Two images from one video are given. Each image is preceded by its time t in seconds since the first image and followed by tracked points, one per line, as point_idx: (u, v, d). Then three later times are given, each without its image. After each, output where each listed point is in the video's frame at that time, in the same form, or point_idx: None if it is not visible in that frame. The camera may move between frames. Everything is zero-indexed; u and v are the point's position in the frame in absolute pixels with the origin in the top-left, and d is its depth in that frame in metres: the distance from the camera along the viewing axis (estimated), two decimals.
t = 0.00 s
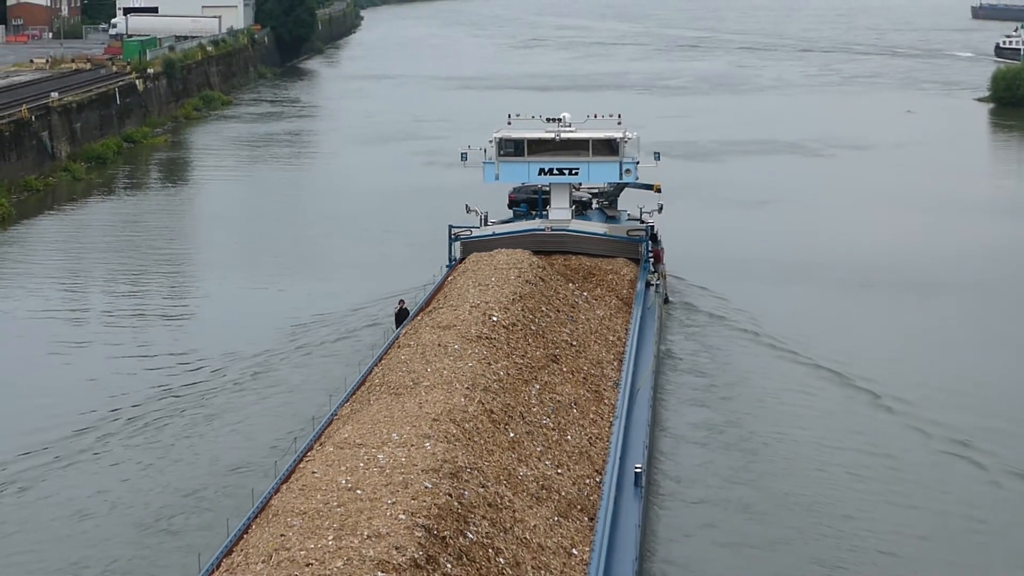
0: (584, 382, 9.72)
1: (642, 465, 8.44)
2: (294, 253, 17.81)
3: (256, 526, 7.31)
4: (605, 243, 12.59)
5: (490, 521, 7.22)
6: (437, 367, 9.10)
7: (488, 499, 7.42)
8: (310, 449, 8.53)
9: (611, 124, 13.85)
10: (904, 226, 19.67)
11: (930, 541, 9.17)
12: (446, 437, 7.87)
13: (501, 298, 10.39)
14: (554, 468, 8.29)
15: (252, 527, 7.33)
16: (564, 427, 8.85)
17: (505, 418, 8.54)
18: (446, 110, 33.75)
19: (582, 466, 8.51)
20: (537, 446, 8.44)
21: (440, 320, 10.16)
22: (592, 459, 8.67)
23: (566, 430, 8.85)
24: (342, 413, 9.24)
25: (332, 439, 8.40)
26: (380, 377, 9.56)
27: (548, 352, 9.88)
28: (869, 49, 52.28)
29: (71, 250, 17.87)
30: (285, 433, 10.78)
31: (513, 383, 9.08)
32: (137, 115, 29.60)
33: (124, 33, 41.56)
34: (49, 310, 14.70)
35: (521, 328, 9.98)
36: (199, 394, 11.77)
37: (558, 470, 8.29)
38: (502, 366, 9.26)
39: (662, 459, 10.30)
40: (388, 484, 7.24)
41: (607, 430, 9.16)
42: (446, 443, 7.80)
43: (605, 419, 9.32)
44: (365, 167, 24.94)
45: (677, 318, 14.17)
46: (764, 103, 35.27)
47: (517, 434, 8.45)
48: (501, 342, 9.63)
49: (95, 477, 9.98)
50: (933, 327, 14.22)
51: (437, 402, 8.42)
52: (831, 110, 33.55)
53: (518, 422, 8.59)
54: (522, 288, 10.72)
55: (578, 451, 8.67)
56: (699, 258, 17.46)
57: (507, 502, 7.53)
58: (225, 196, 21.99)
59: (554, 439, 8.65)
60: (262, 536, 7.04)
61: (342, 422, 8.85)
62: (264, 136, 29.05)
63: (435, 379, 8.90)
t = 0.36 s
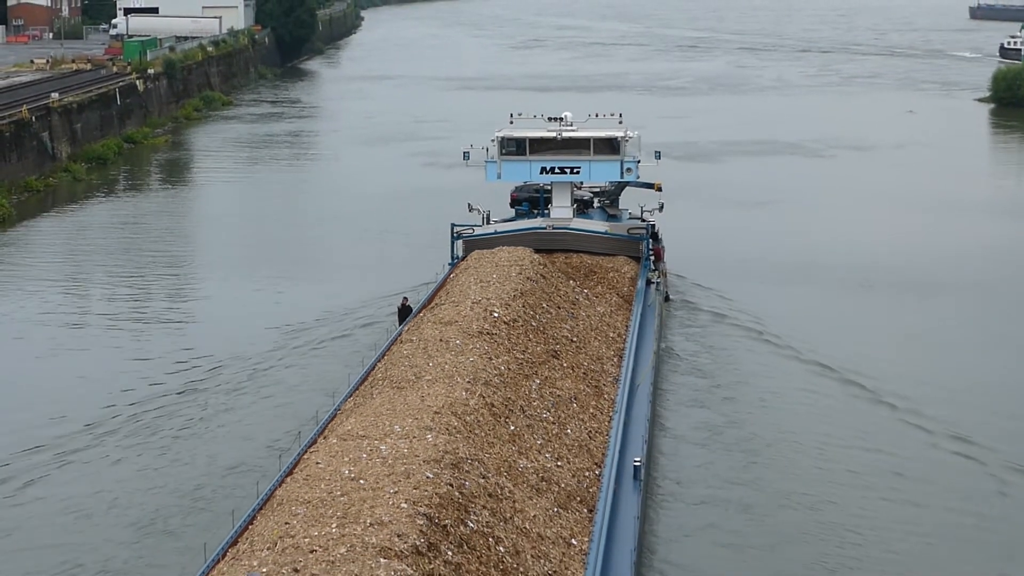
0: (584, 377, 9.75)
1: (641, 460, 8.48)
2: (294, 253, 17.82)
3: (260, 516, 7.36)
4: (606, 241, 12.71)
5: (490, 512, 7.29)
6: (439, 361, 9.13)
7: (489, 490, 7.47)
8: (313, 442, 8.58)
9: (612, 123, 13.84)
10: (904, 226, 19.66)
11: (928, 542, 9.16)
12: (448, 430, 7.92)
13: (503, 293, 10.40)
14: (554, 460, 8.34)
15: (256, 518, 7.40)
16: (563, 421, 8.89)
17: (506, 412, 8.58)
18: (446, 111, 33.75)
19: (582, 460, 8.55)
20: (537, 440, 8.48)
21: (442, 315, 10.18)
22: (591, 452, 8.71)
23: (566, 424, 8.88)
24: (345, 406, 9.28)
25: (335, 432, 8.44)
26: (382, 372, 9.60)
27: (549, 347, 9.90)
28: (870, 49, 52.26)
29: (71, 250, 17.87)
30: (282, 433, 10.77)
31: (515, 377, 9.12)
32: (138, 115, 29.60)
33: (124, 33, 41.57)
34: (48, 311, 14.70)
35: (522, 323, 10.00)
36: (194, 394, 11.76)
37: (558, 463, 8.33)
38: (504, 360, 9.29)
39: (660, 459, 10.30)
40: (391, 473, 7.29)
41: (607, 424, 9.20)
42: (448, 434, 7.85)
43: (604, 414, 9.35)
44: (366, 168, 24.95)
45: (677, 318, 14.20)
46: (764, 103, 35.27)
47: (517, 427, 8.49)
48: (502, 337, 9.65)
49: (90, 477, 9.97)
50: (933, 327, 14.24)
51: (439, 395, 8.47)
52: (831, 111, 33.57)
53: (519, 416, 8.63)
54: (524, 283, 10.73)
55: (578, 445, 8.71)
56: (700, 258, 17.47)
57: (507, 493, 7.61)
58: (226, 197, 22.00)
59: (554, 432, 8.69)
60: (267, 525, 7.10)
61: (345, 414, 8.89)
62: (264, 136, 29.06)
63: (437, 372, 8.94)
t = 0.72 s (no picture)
0: (584, 372, 9.75)
1: (640, 454, 8.48)
2: (294, 255, 17.83)
3: (264, 508, 7.44)
4: (606, 240, 12.73)
5: (490, 503, 7.33)
6: (440, 357, 9.15)
7: (489, 482, 7.51)
8: (316, 435, 8.63)
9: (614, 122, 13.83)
10: (905, 228, 19.66)
11: (924, 543, 9.14)
12: (449, 423, 7.96)
13: (504, 290, 10.41)
14: (554, 454, 8.35)
15: (261, 509, 7.48)
16: (563, 416, 8.90)
17: (507, 406, 8.60)
18: (447, 112, 33.76)
19: (581, 453, 8.56)
20: (537, 433, 8.50)
21: (444, 312, 10.20)
22: (591, 446, 8.72)
23: (566, 418, 8.89)
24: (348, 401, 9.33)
25: (338, 425, 8.49)
26: (385, 367, 9.63)
27: (549, 343, 9.90)
28: (870, 51, 52.25)
29: (72, 251, 17.89)
30: (278, 434, 10.76)
31: (515, 372, 9.13)
32: (138, 117, 29.60)
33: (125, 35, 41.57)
34: (49, 312, 14.72)
35: (523, 320, 10.01)
36: (189, 395, 11.75)
37: (558, 456, 8.35)
38: (505, 356, 9.30)
39: (658, 459, 10.31)
40: (392, 465, 7.34)
41: (607, 419, 9.20)
42: (449, 427, 7.89)
43: (604, 409, 9.35)
44: (366, 169, 24.95)
45: (677, 318, 14.21)
46: (765, 105, 35.26)
47: (518, 421, 8.51)
48: (503, 332, 9.66)
49: (86, 478, 9.97)
50: (933, 329, 14.24)
51: (441, 389, 8.50)
52: (832, 112, 33.55)
53: (519, 410, 8.64)
54: (526, 281, 10.74)
55: (578, 439, 8.72)
56: (700, 260, 17.49)
57: (507, 485, 7.65)
58: (226, 198, 22.00)
59: (555, 426, 8.70)
60: (271, 515, 7.19)
61: (348, 408, 8.94)
62: (264, 138, 29.07)
63: (438, 367, 8.97)
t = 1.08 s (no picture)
0: (587, 367, 9.74)
1: (642, 447, 8.46)
2: (297, 255, 17.85)
3: (271, 497, 7.44)
4: (610, 237, 12.72)
5: (493, 492, 7.33)
6: (445, 350, 9.14)
7: (493, 472, 7.50)
8: (322, 427, 8.63)
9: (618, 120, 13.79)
10: (909, 228, 19.66)
11: (928, 542, 9.12)
12: (453, 414, 7.95)
13: (508, 285, 10.39)
14: (556, 446, 8.34)
15: (268, 498, 7.49)
16: (566, 409, 8.89)
17: (510, 398, 8.59)
18: (450, 113, 33.77)
19: (583, 446, 8.55)
20: (540, 426, 8.49)
21: (449, 307, 10.20)
22: (593, 439, 8.71)
23: (568, 412, 8.88)
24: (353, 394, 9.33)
25: (343, 417, 8.48)
26: (390, 361, 9.63)
27: (552, 338, 9.89)
28: (873, 51, 52.27)
29: (75, 251, 17.89)
30: (281, 433, 10.76)
31: (519, 366, 9.12)
32: (141, 117, 29.60)
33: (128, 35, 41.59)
34: (52, 311, 14.72)
35: (526, 315, 9.99)
36: (188, 395, 11.74)
37: (560, 448, 8.34)
38: (509, 350, 9.29)
39: (661, 457, 10.30)
40: (397, 455, 7.34)
41: (609, 413, 9.19)
42: (453, 419, 7.88)
43: (607, 403, 9.34)
44: (370, 169, 24.96)
45: (680, 318, 14.22)
46: (768, 106, 35.25)
47: (521, 414, 8.50)
48: (507, 327, 9.65)
49: (89, 476, 9.98)
50: (936, 328, 14.24)
51: (445, 382, 8.49)
52: (835, 113, 33.54)
53: (522, 403, 8.63)
54: (530, 277, 10.72)
55: (580, 432, 8.70)
56: (703, 260, 17.49)
57: (510, 475, 7.63)
58: (229, 198, 22.00)
59: (557, 420, 8.69)
60: (279, 503, 7.20)
61: (354, 400, 8.93)
62: (267, 138, 29.07)
63: (443, 360, 8.96)
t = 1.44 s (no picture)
0: (589, 361, 9.73)
1: (643, 439, 8.45)
2: (299, 254, 17.85)
3: (277, 487, 7.45)
4: (613, 234, 12.73)
5: (496, 481, 7.32)
6: (448, 343, 9.13)
7: (495, 462, 7.50)
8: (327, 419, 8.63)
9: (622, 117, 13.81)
10: (911, 227, 19.63)
11: (929, 541, 9.11)
12: (456, 405, 7.94)
13: (511, 280, 10.39)
14: (558, 437, 8.33)
15: (274, 488, 7.50)
16: (568, 402, 8.88)
17: (513, 390, 8.58)
18: (452, 112, 33.75)
19: (585, 438, 8.54)
20: (542, 417, 8.48)
21: (452, 302, 10.19)
22: (595, 431, 8.70)
23: (570, 404, 8.87)
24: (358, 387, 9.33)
25: (348, 409, 8.48)
26: (394, 354, 9.62)
27: (555, 332, 9.88)
28: (875, 50, 52.18)
29: (78, 250, 17.89)
30: (284, 430, 10.77)
31: (521, 359, 9.11)
32: (144, 116, 29.58)
33: (129, 35, 41.56)
34: (54, 311, 14.71)
35: (529, 309, 9.98)
36: (191, 393, 11.75)
37: (562, 440, 8.33)
38: (511, 344, 9.28)
39: (664, 455, 10.30)
40: (401, 444, 7.34)
41: (611, 406, 9.18)
42: (456, 409, 7.87)
43: (609, 396, 9.33)
44: (371, 168, 24.94)
45: (683, 316, 14.22)
46: (770, 105, 35.21)
47: (523, 406, 8.49)
48: (510, 321, 9.64)
49: (92, 473, 9.99)
50: (938, 328, 14.24)
51: (449, 374, 8.48)
52: (837, 112, 33.49)
53: (525, 395, 8.62)
54: (533, 272, 10.72)
55: (582, 424, 8.69)
56: (705, 259, 17.48)
57: (512, 464, 7.62)
58: (231, 197, 21.99)
59: (559, 412, 8.68)
60: (285, 492, 7.20)
61: (358, 393, 8.93)
62: (269, 137, 29.05)
63: (446, 353, 8.94)
